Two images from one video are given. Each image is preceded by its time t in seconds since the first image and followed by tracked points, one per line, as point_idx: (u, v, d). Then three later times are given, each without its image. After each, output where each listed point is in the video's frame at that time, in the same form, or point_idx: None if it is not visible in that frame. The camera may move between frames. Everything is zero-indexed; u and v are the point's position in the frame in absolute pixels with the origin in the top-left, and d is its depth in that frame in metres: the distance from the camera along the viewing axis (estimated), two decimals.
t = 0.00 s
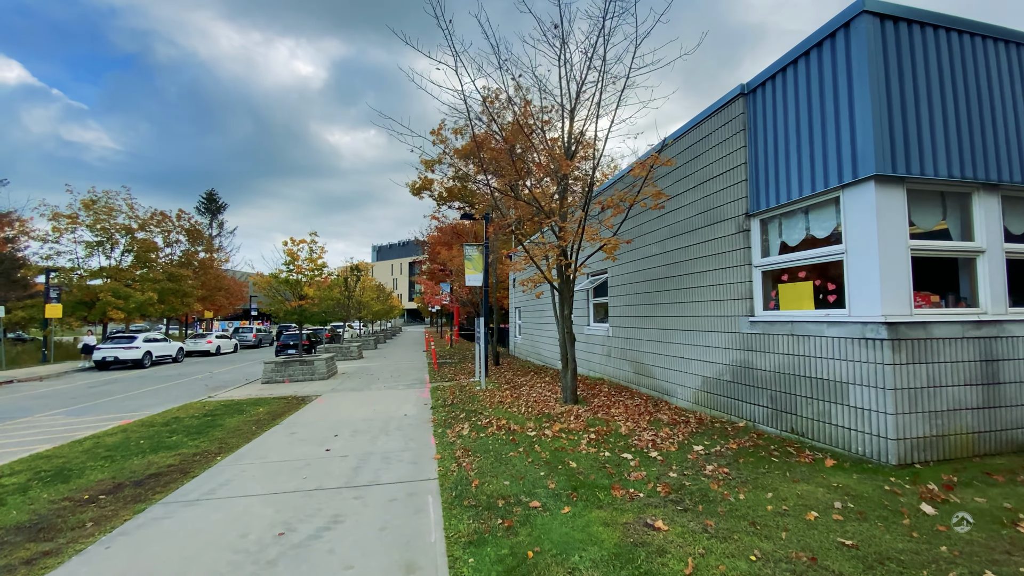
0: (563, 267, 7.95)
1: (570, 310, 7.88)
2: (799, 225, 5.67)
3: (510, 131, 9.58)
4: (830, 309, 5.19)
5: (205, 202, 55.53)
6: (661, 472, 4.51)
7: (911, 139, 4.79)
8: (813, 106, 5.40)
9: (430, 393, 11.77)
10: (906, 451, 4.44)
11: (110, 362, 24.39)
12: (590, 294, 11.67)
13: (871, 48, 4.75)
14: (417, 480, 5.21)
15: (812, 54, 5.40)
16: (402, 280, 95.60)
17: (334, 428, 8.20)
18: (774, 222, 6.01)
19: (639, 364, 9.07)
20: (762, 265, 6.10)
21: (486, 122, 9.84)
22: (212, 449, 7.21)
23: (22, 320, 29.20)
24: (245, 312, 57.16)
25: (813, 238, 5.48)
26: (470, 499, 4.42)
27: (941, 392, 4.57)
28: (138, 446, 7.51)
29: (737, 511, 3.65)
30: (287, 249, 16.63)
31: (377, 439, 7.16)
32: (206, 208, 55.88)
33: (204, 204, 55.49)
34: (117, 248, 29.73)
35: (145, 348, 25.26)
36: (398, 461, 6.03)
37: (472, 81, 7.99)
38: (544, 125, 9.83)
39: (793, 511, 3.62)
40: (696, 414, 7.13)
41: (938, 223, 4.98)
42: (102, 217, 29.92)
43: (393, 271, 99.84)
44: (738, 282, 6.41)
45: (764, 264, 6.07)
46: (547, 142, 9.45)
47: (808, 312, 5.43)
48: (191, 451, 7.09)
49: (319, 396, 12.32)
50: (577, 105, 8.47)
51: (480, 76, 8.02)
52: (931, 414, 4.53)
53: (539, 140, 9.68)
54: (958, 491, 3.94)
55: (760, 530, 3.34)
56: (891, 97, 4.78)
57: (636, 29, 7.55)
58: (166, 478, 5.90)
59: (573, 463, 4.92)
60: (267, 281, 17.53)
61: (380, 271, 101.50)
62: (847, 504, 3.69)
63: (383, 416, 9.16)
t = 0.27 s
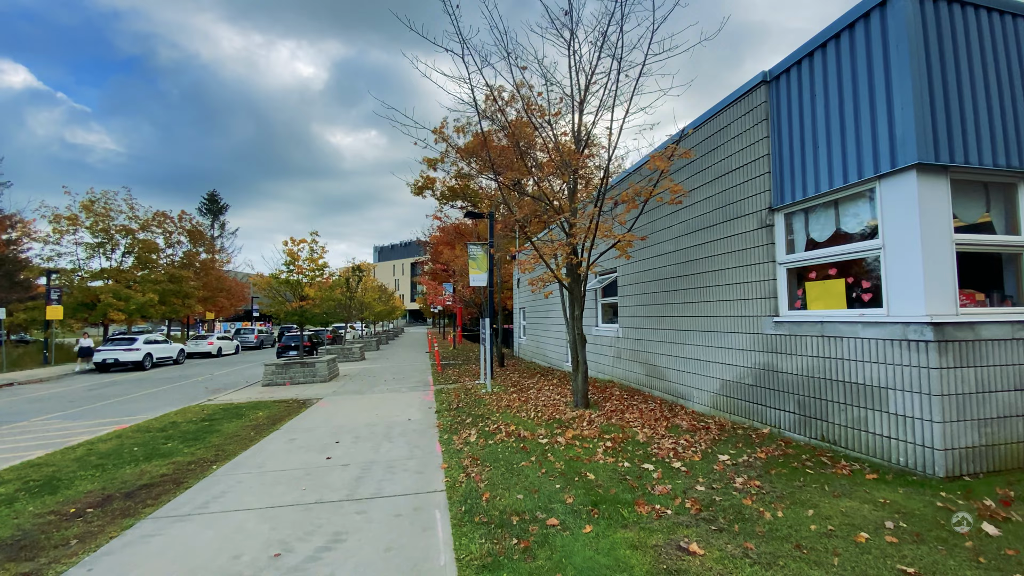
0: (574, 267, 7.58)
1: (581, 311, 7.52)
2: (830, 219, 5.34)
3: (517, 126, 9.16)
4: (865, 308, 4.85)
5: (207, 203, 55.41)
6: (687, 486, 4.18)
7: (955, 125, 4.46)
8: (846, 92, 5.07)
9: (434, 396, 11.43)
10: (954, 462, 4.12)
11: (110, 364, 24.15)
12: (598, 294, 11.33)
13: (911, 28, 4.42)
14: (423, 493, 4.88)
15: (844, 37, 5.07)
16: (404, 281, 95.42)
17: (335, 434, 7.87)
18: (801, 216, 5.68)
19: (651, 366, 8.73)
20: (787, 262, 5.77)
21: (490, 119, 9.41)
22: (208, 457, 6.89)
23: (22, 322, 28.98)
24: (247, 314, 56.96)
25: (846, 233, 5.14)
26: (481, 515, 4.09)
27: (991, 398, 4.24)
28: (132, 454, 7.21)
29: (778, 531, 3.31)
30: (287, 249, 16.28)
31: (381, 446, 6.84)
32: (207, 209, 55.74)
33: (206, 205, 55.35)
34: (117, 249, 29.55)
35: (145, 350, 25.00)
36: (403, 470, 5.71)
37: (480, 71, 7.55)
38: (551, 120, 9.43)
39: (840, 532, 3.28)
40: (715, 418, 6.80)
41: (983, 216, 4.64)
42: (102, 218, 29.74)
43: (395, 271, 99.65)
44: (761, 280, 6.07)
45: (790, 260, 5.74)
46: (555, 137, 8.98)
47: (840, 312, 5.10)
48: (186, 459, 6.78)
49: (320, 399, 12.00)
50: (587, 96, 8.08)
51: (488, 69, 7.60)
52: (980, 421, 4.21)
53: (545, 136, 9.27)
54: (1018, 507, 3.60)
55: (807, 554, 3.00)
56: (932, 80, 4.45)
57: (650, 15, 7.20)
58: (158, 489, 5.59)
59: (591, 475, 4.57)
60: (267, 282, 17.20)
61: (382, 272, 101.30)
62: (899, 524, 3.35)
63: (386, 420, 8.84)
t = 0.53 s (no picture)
0: (583, 263, 7.20)
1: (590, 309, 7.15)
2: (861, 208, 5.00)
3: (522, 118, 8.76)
4: (903, 303, 4.52)
5: (207, 203, 55.18)
6: (717, 497, 3.83)
7: (1003, 104, 4.12)
8: (881, 72, 4.74)
9: (437, 397, 11.10)
10: (1006, 470, 3.80)
11: (108, 365, 23.87)
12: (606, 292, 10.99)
13: None
14: (428, 503, 4.54)
15: (877, 13, 4.74)
16: (405, 281, 95.12)
17: (335, 438, 7.53)
18: (829, 206, 5.34)
19: (663, 366, 8.40)
20: (814, 255, 5.43)
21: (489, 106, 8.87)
22: (202, 462, 6.56)
23: (20, 323, 28.72)
24: (248, 314, 56.70)
25: (880, 222, 4.81)
26: (491, 529, 3.75)
27: None
28: (122, 459, 6.88)
29: (826, 550, 2.97)
30: (287, 247, 15.87)
31: (382, 450, 6.50)
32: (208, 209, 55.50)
33: (206, 204, 55.11)
34: (115, 249, 29.28)
35: (144, 351, 24.70)
36: (406, 477, 5.37)
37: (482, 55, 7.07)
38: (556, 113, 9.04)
39: (895, 551, 2.94)
40: (734, 421, 6.46)
41: None
42: (100, 217, 29.48)
43: (396, 271, 99.38)
44: (786, 274, 5.74)
45: (817, 253, 5.40)
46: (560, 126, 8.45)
47: (875, 308, 4.76)
48: (178, 465, 6.45)
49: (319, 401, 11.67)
50: (597, 84, 7.69)
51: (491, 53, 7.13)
52: None
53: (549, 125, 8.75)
54: None
55: None
56: (978, 56, 4.11)
57: None
58: (146, 498, 5.26)
59: (609, 484, 4.22)
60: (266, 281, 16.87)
61: (383, 272, 101.04)
62: (959, 542, 3.00)
63: (387, 423, 8.50)
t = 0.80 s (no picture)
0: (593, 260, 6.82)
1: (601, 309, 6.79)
2: (896, 200, 4.65)
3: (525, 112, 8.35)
4: (946, 301, 4.17)
5: (206, 202, 54.87)
6: (752, 515, 3.47)
7: None
8: (919, 52, 4.39)
9: (439, 400, 10.74)
10: None
11: (104, 366, 23.52)
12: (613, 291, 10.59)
13: None
14: (433, 519, 4.19)
15: None
16: (406, 281, 95.02)
17: (333, 444, 7.17)
18: (860, 198, 4.98)
19: (675, 368, 8.06)
20: (844, 250, 5.08)
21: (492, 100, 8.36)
22: (192, 472, 6.21)
23: (16, 324, 28.41)
24: (247, 315, 56.35)
25: (916, 214, 4.46)
26: (503, 552, 3.39)
27: None
28: (108, 469, 6.53)
29: None
30: (285, 246, 15.41)
31: (382, 458, 6.15)
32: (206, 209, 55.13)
33: (205, 204, 54.76)
34: (112, 249, 28.93)
35: (141, 352, 24.36)
36: (408, 489, 5.02)
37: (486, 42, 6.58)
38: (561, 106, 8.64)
39: None
40: (754, 426, 6.11)
41: None
42: (96, 217, 29.14)
43: (396, 271, 99.03)
44: (811, 271, 5.39)
45: (846, 248, 5.05)
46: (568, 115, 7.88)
47: (913, 306, 4.41)
48: (167, 475, 6.10)
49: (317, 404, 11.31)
50: (608, 73, 7.27)
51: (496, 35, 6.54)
52: None
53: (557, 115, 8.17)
54: None
55: None
56: None
57: None
58: (131, 513, 4.91)
59: (632, 500, 3.85)
60: (264, 281, 16.49)
61: (384, 272, 100.70)
62: None
63: (388, 427, 8.14)
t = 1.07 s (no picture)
0: (605, 253, 6.46)
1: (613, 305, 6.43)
2: (933, 186, 4.33)
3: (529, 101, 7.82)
4: (991, 294, 3.86)
5: (204, 201, 54.49)
6: (792, 529, 3.15)
7: None
8: (959, 26, 4.06)
9: (441, 400, 10.41)
10: None
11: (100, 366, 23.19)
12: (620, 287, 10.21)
13: None
14: (439, 531, 3.87)
15: None
16: (406, 279, 94.69)
17: (332, 447, 6.85)
18: (893, 185, 4.66)
19: (688, 366, 7.75)
20: (876, 240, 4.76)
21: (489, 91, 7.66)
22: (182, 478, 5.89)
23: (11, 324, 28.06)
24: (246, 314, 55.94)
25: (956, 201, 4.15)
26: (519, 571, 3.07)
27: None
28: (95, 474, 6.20)
29: None
30: (282, 243, 15.09)
31: (383, 463, 5.81)
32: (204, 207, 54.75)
33: (203, 203, 54.38)
34: (108, 248, 28.60)
35: (137, 351, 24.02)
36: (410, 497, 4.69)
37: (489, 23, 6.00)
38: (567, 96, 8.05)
39: None
40: (775, 428, 5.81)
41: None
42: (92, 215, 28.79)
43: (396, 270, 98.65)
44: (840, 264, 5.05)
45: (878, 238, 4.73)
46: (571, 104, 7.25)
47: (954, 299, 4.10)
48: (156, 481, 5.78)
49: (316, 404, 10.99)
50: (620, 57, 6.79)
51: (500, 15, 5.94)
52: None
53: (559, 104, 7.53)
54: None
55: None
56: None
57: None
58: (115, 524, 4.59)
59: (657, 512, 3.53)
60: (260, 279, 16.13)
61: (383, 271, 100.29)
62: None
63: (389, 429, 7.83)
